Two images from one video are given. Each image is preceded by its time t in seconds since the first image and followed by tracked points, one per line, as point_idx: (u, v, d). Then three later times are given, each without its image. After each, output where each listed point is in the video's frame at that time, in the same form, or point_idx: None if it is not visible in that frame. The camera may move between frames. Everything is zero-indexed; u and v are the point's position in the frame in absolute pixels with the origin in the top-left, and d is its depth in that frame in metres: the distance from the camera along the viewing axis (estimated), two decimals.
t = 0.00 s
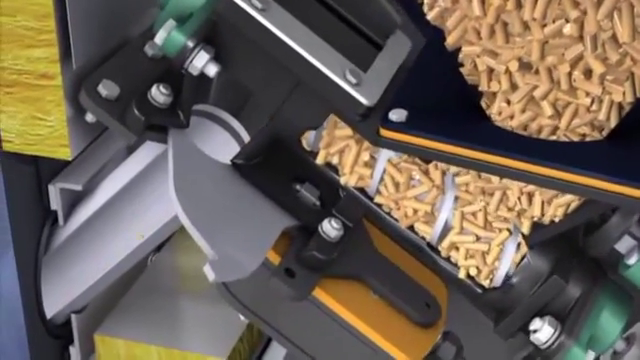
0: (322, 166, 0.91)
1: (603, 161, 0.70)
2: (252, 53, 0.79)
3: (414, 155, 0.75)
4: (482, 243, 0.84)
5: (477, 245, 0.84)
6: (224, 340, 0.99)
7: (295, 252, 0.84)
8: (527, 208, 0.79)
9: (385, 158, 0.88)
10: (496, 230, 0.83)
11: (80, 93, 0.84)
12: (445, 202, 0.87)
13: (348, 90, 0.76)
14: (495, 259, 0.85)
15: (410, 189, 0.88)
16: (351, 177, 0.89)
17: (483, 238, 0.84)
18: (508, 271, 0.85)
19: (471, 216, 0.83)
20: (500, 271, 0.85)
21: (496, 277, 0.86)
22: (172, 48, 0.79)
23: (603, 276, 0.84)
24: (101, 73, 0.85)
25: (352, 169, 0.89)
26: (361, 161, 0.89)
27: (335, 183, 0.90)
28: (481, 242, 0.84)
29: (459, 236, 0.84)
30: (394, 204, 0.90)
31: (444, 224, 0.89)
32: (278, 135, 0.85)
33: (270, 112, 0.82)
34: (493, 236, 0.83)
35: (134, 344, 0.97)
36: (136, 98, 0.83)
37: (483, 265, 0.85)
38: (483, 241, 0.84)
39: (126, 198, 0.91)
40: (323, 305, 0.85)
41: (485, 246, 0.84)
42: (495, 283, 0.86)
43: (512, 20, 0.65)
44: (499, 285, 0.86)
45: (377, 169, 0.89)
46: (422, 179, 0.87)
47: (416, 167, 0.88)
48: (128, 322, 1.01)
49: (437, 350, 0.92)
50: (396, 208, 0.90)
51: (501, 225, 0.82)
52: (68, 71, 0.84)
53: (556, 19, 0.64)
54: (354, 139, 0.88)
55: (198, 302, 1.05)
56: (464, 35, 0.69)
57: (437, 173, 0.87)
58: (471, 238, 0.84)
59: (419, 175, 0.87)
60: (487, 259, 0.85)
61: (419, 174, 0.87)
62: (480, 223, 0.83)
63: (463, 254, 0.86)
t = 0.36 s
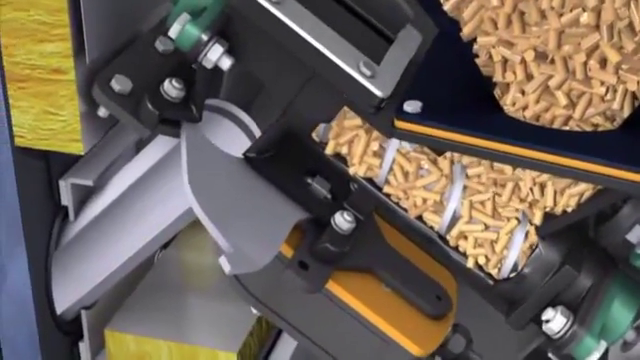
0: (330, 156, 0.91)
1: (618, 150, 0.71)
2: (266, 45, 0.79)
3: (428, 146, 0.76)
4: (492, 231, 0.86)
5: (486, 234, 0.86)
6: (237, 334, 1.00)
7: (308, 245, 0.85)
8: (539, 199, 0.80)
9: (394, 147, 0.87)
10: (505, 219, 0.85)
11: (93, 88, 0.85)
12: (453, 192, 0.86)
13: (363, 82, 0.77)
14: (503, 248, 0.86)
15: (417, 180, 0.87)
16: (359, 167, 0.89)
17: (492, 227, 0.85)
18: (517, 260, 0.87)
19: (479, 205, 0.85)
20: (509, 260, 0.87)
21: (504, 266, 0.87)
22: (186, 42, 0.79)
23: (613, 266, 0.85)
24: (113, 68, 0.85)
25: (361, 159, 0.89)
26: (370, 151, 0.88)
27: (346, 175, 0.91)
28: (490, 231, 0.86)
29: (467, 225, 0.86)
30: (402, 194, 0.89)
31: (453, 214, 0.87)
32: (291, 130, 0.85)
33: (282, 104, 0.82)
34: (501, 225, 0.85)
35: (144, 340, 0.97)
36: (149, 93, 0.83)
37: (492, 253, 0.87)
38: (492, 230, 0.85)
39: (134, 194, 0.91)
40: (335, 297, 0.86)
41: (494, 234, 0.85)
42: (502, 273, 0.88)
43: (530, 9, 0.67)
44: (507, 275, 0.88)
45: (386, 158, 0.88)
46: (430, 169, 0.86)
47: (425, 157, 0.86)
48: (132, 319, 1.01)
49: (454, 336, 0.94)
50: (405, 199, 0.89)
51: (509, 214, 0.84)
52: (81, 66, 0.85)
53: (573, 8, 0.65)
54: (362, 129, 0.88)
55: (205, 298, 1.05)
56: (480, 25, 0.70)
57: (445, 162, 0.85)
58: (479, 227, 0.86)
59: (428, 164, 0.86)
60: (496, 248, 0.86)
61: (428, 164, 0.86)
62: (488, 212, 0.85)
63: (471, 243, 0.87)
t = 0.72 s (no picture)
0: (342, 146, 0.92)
1: (635, 137, 0.71)
2: (282, 36, 0.79)
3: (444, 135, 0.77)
4: (502, 218, 0.88)
5: (497, 221, 0.88)
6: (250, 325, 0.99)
7: (323, 237, 0.85)
8: (554, 188, 0.81)
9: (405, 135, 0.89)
10: (516, 206, 0.87)
11: (108, 81, 0.85)
12: (464, 179, 0.88)
13: (379, 73, 0.77)
14: (514, 235, 0.89)
15: (429, 168, 0.89)
16: (370, 156, 0.90)
17: (503, 214, 0.88)
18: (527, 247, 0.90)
19: (490, 194, 0.87)
20: (519, 248, 0.90)
21: (515, 253, 0.90)
22: (202, 33, 0.80)
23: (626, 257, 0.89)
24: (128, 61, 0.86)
25: (372, 148, 0.90)
26: (381, 139, 0.89)
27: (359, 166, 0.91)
28: (501, 219, 0.88)
29: (479, 212, 0.89)
30: (414, 182, 0.91)
31: (464, 203, 0.90)
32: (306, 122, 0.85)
33: (297, 96, 0.82)
34: (512, 212, 0.88)
35: (156, 334, 0.97)
36: (165, 86, 0.84)
37: (503, 240, 0.90)
38: (503, 217, 0.88)
39: (147, 188, 0.92)
40: (350, 288, 0.86)
41: (505, 221, 0.88)
42: (512, 260, 0.91)
43: None
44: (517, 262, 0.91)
45: (397, 147, 0.90)
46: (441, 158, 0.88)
47: (436, 146, 0.88)
48: (138, 314, 1.01)
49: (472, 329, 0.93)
50: (416, 187, 0.91)
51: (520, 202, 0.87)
52: (96, 60, 0.85)
53: None
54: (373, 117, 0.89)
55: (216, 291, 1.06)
56: (499, 15, 0.73)
57: (457, 151, 0.87)
58: (491, 214, 0.88)
59: (440, 153, 0.88)
60: (507, 235, 0.89)
61: (438, 152, 0.88)
62: (499, 200, 0.87)
63: (483, 230, 0.90)
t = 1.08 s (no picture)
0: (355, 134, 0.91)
1: None
2: (300, 25, 0.80)
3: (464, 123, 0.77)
4: (515, 204, 0.85)
5: (510, 207, 0.85)
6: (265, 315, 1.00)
7: (341, 226, 0.86)
8: (571, 176, 0.81)
9: (417, 122, 0.84)
10: (528, 192, 0.84)
11: (125, 73, 0.85)
12: (477, 166, 0.84)
13: (399, 62, 0.77)
14: (527, 221, 0.86)
15: (441, 155, 0.85)
16: (383, 143, 0.85)
17: (515, 200, 0.85)
18: (539, 234, 0.86)
19: (503, 180, 0.84)
20: (531, 234, 0.86)
21: (527, 239, 0.87)
22: (222, 24, 0.80)
23: None
24: (145, 54, 0.86)
25: (385, 135, 0.85)
26: (395, 126, 0.85)
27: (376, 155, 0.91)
28: (513, 204, 0.85)
29: (491, 199, 0.85)
30: (427, 169, 0.87)
31: (478, 188, 0.86)
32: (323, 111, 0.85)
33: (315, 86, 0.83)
34: (524, 199, 0.84)
35: (170, 327, 0.98)
36: (182, 78, 0.84)
37: (515, 226, 0.86)
38: (515, 202, 0.85)
39: (162, 182, 0.92)
40: (369, 279, 0.86)
41: (517, 207, 0.85)
42: (525, 246, 0.87)
43: None
44: (529, 248, 0.87)
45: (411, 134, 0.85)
46: (454, 144, 0.84)
47: (450, 133, 0.84)
48: (151, 308, 1.01)
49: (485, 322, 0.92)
50: (429, 174, 0.86)
51: (532, 188, 0.84)
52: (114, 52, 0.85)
53: None
54: (387, 104, 0.84)
55: (228, 285, 1.06)
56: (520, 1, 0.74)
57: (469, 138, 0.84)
58: (503, 201, 0.85)
59: (452, 140, 0.84)
60: (519, 220, 0.85)
61: (451, 139, 0.84)
62: (511, 185, 0.84)
63: (495, 217, 0.87)
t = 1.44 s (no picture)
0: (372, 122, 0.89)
1: None
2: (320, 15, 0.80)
3: (485, 109, 0.78)
4: (529, 189, 0.85)
5: (524, 192, 0.85)
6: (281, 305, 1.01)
7: (361, 215, 0.86)
8: (589, 163, 0.82)
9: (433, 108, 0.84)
10: (542, 177, 0.84)
11: (145, 64, 0.86)
12: (492, 151, 0.84)
13: (421, 51, 0.77)
14: (541, 205, 0.86)
15: (457, 141, 0.85)
16: (398, 129, 0.86)
17: (530, 185, 0.85)
18: (554, 219, 0.86)
19: (517, 164, 0.84)
20: (546, 218, 0.86)
21: (542, 223, 0.87)
22: (243, 14, 0.79)
23: None
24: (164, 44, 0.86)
25: (401, 120, 0.86)
26: (410, 112, 0.85)
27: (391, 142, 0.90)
28: (528, 189, 0.85)
29: (506, 185, 0.85)
30: (441, 155, 0.86)
31: (492, 175, 0.86)
32: (342, 103, 0.85)
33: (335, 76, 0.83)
34: (538, 183, 0.84)
35: (186, 319, 0.98)
36: (202, 68, 0.85)
37: (529, 211, 0.87)
38: (530, 187, 0.85)
39: (178, 174, 0.94)
40: (388, 268, 0.87)
41: (532, 192, 0.85)
42: (539, 231, 0.87)
43: None
44: (543, 233, 0.87)
45: (426, 120, 0.85)
46: (468, 129, 0.84)
47: (463, 118, 0.84)
48: (166, 300, 1.01)
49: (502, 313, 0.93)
50: (443, 160, 0.86)
51: (546, 172, 0.84)
52: (133, 43, 0.86)
53: None
54: (403, 90, 0.85)
55: (243, 277, 1.06)
56: None
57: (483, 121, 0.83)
58: (518, 185, 0.85)
59: (466, 125, 0.84)
60: (534, 205, 0.86)
61: (466, 124, 0.85)
62: (525, 170, 0.84)
63: (510, 201, 0.87)
